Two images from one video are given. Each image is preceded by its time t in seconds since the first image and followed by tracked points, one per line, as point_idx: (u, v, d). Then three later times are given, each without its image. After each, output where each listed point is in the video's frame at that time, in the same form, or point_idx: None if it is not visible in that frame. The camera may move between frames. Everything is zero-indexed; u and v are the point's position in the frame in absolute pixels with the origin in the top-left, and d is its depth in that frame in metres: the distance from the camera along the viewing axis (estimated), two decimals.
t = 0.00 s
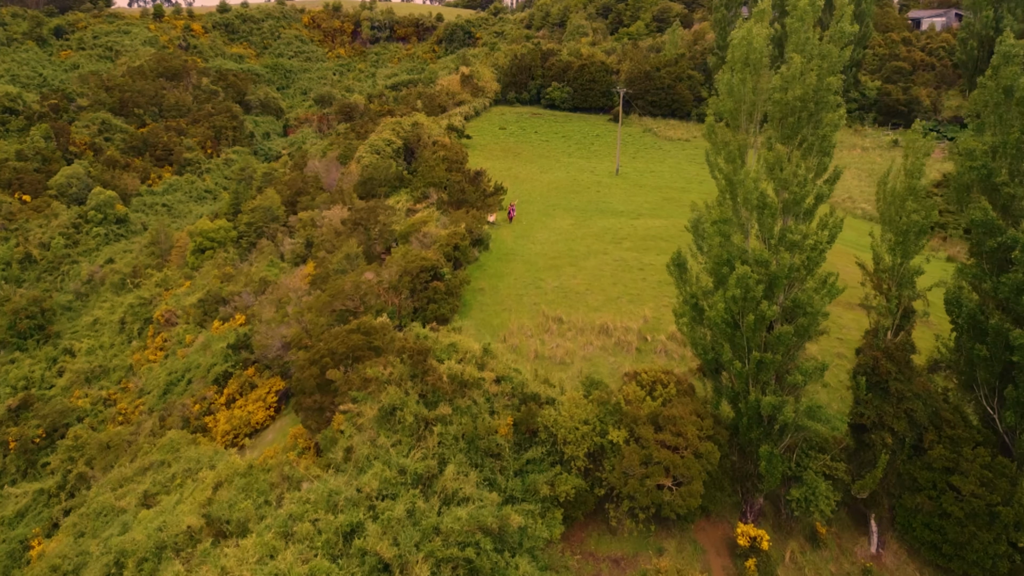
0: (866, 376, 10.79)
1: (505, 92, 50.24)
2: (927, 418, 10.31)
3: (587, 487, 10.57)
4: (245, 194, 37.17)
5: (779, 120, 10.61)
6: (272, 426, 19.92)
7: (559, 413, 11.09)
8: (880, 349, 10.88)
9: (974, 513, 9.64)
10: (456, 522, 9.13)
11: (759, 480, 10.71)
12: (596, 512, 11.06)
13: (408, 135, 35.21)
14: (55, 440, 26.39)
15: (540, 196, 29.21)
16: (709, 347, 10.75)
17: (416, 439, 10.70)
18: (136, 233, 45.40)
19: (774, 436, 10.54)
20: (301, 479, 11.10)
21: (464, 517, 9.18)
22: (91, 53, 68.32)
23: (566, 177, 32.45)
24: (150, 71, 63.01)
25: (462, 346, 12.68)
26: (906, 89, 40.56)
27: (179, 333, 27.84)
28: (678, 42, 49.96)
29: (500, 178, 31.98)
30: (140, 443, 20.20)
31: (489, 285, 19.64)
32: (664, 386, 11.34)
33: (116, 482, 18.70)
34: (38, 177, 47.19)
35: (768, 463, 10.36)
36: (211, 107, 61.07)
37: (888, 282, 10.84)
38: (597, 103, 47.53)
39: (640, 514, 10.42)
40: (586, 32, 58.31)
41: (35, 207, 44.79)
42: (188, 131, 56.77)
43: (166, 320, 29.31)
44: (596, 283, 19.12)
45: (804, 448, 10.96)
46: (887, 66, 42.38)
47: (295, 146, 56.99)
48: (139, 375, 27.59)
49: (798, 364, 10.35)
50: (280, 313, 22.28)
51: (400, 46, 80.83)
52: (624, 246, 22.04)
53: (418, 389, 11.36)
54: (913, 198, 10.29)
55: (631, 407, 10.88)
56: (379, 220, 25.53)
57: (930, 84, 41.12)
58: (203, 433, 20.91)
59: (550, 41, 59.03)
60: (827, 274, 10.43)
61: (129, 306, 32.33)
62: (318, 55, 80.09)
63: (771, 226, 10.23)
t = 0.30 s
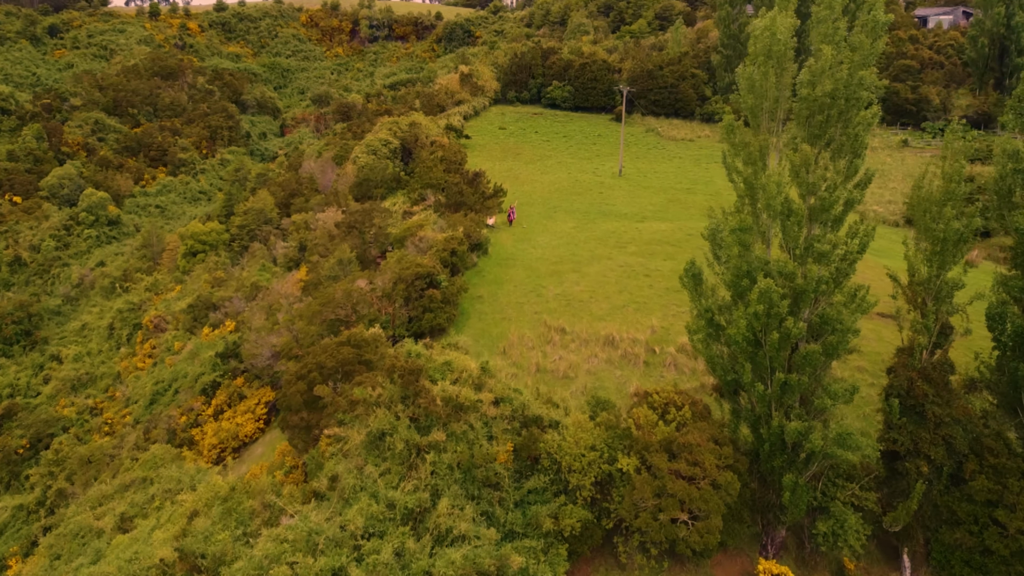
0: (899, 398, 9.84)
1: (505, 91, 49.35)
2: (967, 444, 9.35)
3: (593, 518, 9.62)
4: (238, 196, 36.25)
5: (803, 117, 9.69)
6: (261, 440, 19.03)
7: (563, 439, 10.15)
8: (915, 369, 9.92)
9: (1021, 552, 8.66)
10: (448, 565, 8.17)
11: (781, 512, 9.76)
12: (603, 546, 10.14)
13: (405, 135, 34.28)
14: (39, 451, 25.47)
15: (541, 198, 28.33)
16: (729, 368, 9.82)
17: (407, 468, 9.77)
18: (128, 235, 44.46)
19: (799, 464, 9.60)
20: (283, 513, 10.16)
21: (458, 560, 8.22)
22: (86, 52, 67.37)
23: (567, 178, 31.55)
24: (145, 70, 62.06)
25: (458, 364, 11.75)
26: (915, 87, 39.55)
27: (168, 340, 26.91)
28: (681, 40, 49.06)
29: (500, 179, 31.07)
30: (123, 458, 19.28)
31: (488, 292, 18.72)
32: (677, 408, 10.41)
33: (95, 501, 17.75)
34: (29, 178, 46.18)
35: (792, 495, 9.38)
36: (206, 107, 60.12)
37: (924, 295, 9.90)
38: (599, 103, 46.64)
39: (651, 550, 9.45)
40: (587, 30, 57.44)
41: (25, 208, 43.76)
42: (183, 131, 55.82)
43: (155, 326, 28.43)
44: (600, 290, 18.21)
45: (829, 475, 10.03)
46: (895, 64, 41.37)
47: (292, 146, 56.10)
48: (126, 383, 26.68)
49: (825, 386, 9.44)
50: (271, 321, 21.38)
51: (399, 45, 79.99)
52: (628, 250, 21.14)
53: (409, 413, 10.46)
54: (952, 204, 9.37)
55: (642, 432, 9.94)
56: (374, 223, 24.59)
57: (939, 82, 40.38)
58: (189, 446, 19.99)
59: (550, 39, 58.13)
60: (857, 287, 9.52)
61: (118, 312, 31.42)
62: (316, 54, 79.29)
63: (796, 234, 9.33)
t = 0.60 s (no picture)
0: (938, 423, 8.92)
1: (505, 90, 48.46)
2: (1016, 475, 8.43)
3: (601, 557, 8.65)
4: (231, 198, 35.32)
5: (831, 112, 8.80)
6: (248, 455, 18.14)
7: (568, 469, 9.23)
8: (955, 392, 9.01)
9: None
10: None
11: (808, 549, 8.84)
12: None
13: (402, 135, 33.37)
14: (21, 462, 24.53)
15: (542, 199, 27.45)
16: (751, 391, 8.92)
17: (396, 502, 8.85)
18: (120, 237, 43.52)
19: (828, 497, 8.67)
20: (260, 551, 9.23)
21: None
22: (80, 51, 66.44)
23: (569, 179, 30.67)
24: (140, 69, 61.10)
25: (453, 385, 10.86)
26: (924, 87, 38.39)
27: (156, 347, 25.98)
28: (684, 38, 48.20)
29: (499, 181, 30.18)
30: (104, 474, 18.36)
31: (487, 300, 17.83)
32: (693, 434, 9.48)
33: (72, 520, 16.83)
34: (20, 178, 45.22)
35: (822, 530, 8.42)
36: (202, 106, 59.18)
37: (965, 311, 9.00)
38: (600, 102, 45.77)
39: None
40: (588, 29, 56.58)
41: (15, 210, 42.77)
42: (178, 131, 54.87)
43: (143, 333, 27.53)
44: (604, 298, 17.33)
45: (860, 507, 9.10)
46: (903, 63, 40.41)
47: (289, 146, 55.24)
48: (113, 391, 25.75)
49: (857, 412, 8.54)
50: (261, 329, 20.49)
51: (398, 44, 79.14)
52: (633, 255, 20.25)
53: (399, 439, 9.55)
54: (998, 211, 8.50)
55: (655, 461, 9.00)
56: (369, 226, 23.68)
57: (948, 82, 39.10)
58: (174, 459, 19.04)
59: (551, 38, 57.26)
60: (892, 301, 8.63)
61: (107, 316, 30.51)
62: (314, 53, 78.46)
63: (826, 243, 8.43)
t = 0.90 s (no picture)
0: (984, 454, 8.02)
1: (505, 89, 47.58)
2: None
3: None
4: (224, 199, 34.40)
5: (870, 110, 7.95)
6: (235, 471, 17.27)
7: (573, 505, 8.37)
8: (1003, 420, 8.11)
9: None
10: None
11: None
12: None
13: (399, 135, 32.47)
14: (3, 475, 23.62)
15: (543, 201, 26.58)
16: (777, 418, 8.03)
17: (385, 545, 7.99)
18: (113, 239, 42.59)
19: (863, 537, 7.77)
20: None
21: None
22: (74, 50, 65.46)
23: (570, 180, 29.80)
24: (135, 68, 60.12)
25: (447, 408, 10.01)
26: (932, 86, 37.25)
27: (144, 355, 25.09)
28: (687, 36, 47.32)
29: (498, 182, 29.30)
30: (84, 493, 17.48)
31: (486, 308, 16.95)
32: (711, 464, 8.58)
33: (48, 541, 15.92)
34: (11, 179, 44.24)
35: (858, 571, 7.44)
36: (197, 106, 58.22)
37: (1013, 330, 8.12)
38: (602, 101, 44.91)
39: None
40: (589, 27, 55.73)
41: (5, 212, 41.78)
42: (173, 131, 53.92)
43: (132, 339, 26.66)
44: (609, 307, 16.44)
45: (897, 545, 8.19)
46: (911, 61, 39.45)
47: (285, 146, 54.38)
48: (99, 400, 24.86)
49: (896, 442, 7.66)
50: (250, 338, 19.63)
51: (396, 43, 78.26)
52: (639, 260, 19.41)
53: (387, 471, 8.69)
54: None
55: (671, 496, 8.06)
56: (364, 229, 22.78)
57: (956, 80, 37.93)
58: (159, 473, 18.14)
59: (551, 36, 56.39)
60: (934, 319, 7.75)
61: (95, 322, 29.62)
62: (311, 52, 77.64)
63: (863, 256, 7.55)
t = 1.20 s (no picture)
0: None
1: (505, 88, 46.75)
2: None
3: None
4: (217, 201, 33.56)
5: (914, 108, 7.13)
6: (222, 487, 16.45)
7: (580, 548, 7.55)
8: None
9: None
10: None
11: None
12: None
13: (395, 135, 31.64)
14: None
15: (543, 203, 25.77)
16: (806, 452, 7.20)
17: None
18: (105, 242, 41.71)
19: None
20: None
21: None
22: (69, 49, 64.56)
23: (572, 181, 28.97)
24: (129, 68, 59.22)
25: (440, 436, 9.20)
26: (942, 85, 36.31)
27: (131, 362, 24.23)
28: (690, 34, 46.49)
29: (498, 184, 28.47)
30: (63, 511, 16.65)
31: (484, 317, 16.12)
32: (731, 500, 7.71)
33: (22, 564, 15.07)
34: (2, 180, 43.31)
35: None
36: (193, 105, 57.34)
37: None
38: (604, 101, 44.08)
39: None
40: (590, 25, 54.90)
41: None
42: (167, 130, 53.03)
43: (120, 346, 25.83)
44: (613, 317, 15.60)
45: None
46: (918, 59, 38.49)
47: (282, 146, 53.53)
48: (85, 409, 24.00)
49: (943, 480, 6.79)
50: (238, 347, 18.81)
51: (395, 42, 77.42)
52: (644, 266, 18.59)
53: (373, 510, 7.84)
54: None
55: (688, 538, 7.19)
56: (358, 232, 21.91)
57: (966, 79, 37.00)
58: (142, 489, 17.29)
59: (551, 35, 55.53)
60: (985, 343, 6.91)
61: (83, 328, 28.79)
62: (309, 51, 76.86)
63: (908, 272, 6.72)
